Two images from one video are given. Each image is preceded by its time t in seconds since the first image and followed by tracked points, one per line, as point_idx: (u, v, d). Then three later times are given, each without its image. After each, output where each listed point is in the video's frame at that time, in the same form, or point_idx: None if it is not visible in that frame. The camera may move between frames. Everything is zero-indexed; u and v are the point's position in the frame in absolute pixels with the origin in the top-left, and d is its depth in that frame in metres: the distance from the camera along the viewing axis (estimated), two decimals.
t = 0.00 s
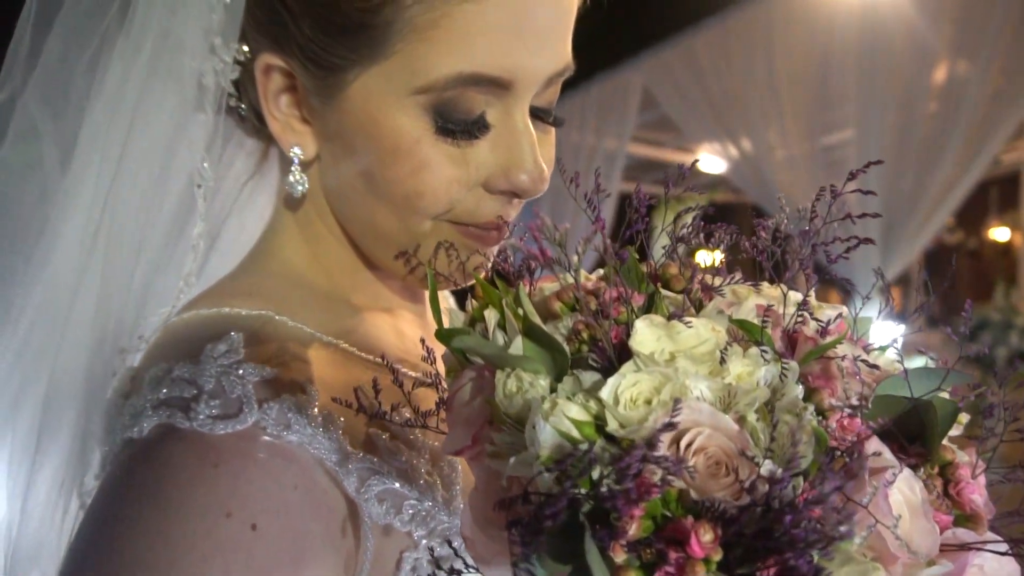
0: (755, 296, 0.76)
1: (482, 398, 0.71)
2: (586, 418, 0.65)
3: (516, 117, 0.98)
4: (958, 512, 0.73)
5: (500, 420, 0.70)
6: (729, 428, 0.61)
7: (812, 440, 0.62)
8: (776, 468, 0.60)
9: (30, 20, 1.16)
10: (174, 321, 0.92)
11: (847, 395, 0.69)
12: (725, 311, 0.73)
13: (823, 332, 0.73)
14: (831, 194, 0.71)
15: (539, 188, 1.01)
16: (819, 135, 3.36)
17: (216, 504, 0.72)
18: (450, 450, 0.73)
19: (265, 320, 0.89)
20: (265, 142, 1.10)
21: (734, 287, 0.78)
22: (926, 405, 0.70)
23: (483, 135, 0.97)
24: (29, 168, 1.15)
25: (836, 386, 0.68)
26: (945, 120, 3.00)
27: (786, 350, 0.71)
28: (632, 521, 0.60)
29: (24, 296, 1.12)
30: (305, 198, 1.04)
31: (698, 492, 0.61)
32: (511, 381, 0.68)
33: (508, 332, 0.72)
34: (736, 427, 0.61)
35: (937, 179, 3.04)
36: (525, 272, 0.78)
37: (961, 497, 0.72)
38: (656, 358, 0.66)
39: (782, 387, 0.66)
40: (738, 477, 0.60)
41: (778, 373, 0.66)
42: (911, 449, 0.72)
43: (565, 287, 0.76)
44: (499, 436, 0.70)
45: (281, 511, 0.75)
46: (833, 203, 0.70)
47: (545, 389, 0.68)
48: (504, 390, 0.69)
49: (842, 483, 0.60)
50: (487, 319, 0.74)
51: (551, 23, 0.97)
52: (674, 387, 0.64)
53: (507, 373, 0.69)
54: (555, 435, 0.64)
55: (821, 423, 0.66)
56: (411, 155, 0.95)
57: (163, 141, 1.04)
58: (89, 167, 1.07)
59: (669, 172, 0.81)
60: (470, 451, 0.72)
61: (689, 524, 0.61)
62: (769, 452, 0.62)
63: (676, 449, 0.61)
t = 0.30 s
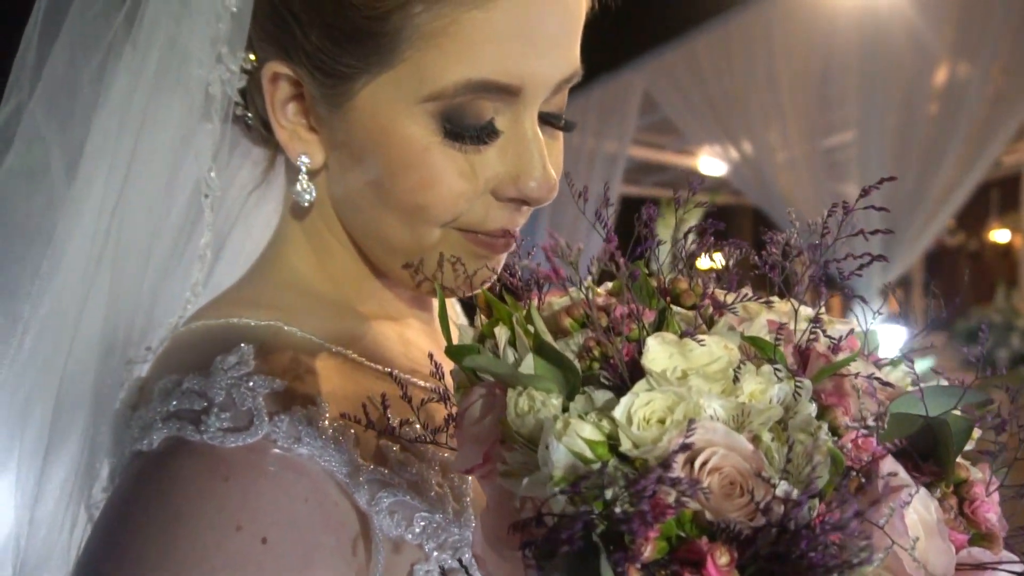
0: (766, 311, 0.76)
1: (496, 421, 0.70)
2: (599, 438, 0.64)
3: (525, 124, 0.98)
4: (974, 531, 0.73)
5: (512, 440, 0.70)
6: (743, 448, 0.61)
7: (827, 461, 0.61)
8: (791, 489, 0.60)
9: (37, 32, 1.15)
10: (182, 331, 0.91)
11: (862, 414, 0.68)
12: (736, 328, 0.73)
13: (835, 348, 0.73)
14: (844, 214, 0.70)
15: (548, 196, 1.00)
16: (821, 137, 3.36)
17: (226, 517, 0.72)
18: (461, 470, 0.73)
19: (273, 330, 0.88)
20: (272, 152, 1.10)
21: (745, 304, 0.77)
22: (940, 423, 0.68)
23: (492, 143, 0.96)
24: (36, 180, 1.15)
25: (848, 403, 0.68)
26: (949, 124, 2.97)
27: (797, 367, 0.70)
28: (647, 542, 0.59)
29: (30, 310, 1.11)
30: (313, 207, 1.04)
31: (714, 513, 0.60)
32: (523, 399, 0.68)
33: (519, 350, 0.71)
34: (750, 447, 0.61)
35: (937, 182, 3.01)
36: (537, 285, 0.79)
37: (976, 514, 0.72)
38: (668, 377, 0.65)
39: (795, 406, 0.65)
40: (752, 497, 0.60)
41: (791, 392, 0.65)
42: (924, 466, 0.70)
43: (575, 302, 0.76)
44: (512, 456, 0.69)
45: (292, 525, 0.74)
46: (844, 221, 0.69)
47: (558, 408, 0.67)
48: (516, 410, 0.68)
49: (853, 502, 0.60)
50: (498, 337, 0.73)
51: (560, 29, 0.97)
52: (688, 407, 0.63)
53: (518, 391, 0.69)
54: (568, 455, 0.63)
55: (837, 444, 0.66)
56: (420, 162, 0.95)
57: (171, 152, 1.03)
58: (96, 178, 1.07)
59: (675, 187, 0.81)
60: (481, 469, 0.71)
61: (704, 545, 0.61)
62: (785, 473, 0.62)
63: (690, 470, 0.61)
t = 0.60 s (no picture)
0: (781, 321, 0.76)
1: (513, 431, 0.70)
2: (618, 451, 0.65)
3: (532, 125, 0.98)
4: (992, 545, 0.73)
5: (529, 453, 0.69)
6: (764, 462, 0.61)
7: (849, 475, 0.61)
8: (812, 505, 0.60)
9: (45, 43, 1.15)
10: (191, 337, 0.91)
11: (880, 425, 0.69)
12: (751, 339, 0.73)
13: (850, 359, 0.72)
14: (861, 225, 0.71)
15: (556, 198, 1.01)
16: (819, 138, 3.33)
17: (237, 526, 0.72)
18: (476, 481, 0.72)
19: (284, 338, 0.88)
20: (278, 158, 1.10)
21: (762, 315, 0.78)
22: (961, 437, 0.68)
23: (500, 145, 0.97)
24: (43, 191, 1.14)
25: (864, 414, 0.68)
26: (949, 125, 2.93)
27: (814, 380, 0.70)
28: (670, 556, 0.60)
29: (40, 318, 1.11)
30: (320, 213, 1.04)
31: (734, 529, 0.60)
32: (541, 412, 0.68)
33: (535, 360, 0.72)
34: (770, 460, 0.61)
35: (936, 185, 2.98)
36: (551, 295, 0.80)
37: (995, 528, 0.72)
38: (687, 390, 0.66)
39: (814, 419, 0.65)
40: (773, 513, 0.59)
41: (809, 404, 0.66)
42: (943, 479, 0.70)
43: (592, 313, 0.77)
44: (528, 470, 0.68)
45: (303, 533, 0.74)
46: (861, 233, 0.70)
47: (576, 420, 0.68)
48: (533, 422, 0.68)
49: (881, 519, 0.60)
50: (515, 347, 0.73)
51: (566, 32, 0.97)
52: (707, 420, 0.63)
53: (536, 404, 0.69)
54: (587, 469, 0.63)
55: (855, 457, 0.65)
56: (427, 164, 0.94)
57: (179, 160, 1.03)
58: (104, 187, 1.07)
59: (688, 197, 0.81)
60: (497, 481, 0.71)
61: (725, 560, 0.60)
62: (807, 488, 0.62)
63: (710, 485, 0.60)
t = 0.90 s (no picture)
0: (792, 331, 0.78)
1: (527, 444, 0.71)
2: (633, 466, 0.65)
3: (541, 125, 0.98)
4: (1005, 556, 0.74)
5: (544, 467, 0.69)
6: (780, 476, 0.61)
7: (864, 489, 0.62)
8: (828, 519, 0.61)
9: (58, 50, 1.16)
10: (203, 342, 0.92)
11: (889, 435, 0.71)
12: (763, 350, 0.74)
13: (861, 371, 0.74)
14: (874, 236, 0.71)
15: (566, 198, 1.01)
16: (818, 141, 3.32)
17: (254, 531, 0.72)
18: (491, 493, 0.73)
19: (296, 342, 0.89)
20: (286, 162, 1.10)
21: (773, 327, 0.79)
22: (974, 450, 0.69)
23: (509, 146, 0.97)
24: (57, 196, 1.15)
25: (878, 427, 0.69)
26: (948, 128, 2.94)
27: (827, 392, 0.71)
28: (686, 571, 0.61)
29: (55, 321, 1.11)
30: (331, 216, 1.04)
31: (750, 543, 0.61)
32: (556, 427, 0.68)
33: (548, 373, 0.72)
34: (786, 475, 0.61)
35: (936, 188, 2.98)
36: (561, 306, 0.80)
37: (1009, 540, 0.72)
38: (700, 403, 0.66)
39: (827, 431, 0.66)
40: (789, 528, 0.60)
41: (820, 416, 0.66)
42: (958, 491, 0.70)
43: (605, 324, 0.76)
44: (543, 483, 0.69)
45: (318, 537, 0.75)
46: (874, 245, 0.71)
47: (590, 435, 0.68)
48: (547, 437, 0.68)
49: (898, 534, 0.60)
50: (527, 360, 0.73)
51: (574, 32, 0.97)
52: (722, 435, 0.64)
53: (550, 420, 0.69)
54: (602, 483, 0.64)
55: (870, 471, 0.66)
56: (437, 165, 0.95)
57: (193, 166, 1.04)
58: (117, 194, 1.07)
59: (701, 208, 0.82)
60: (512, 493, 0.72)
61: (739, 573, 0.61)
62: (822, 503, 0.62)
63: (727, 500, 0.61)
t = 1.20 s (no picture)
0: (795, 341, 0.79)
1: (533, 458, 0.72)
2: (640, 479, 0.66)
3: (548, 122, 0.99)
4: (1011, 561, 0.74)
5: (552, 481, 0.70)
6: (785, 486, 0.62)
7: (868, 498, 0.63)
8: (833, 529, 0.62)
9: (73, 57, 1.17)
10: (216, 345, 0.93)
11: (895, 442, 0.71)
12: (767, 359, 0.75)
13: (864, 380, 0.74)
14: (871, 245, 0.71)
15: (574, 195, 1.02)
16: (819, 143, 3.31)
17: (271, 533, 0.74)
18: (502, 507, 0.74)
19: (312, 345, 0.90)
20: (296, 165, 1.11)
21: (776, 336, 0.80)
22: (975, 457, 0.70)
23: (519, 144, 0.98)
24: (72, 200, 1.16)
25: (881, 434, 0.70)
26: (948, 130, 2.86)
27: (831, 402, 0.71)
28: None
29: (70, 327, 1.12)
30: (341, 218, 1.05)
31: (758, 553, 0.61)
32: (564, 441, 0.69)
33: (555, 389, 0.73)
34: (790, 484, 0.62)
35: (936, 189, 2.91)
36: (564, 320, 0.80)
37: (1012, 545, 0.73)
38: (704, 415, 0.67)
39: (830, 441, 0.67)
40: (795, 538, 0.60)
41: (824, 426, 0.67)
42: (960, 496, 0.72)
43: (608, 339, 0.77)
44: (552, 498, 0.69)
45: (333, 540, 0.76)
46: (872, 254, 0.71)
47: (597, 448, 0.69)
48: (555, 451, 0.69)
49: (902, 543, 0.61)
50: (534, 376, 0.74)
51: (578, 30, 0.98)
52: (727, 447, 0.64)
53: (558, 434, 0.70)
54: (610, 496, 0.65)
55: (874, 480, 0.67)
56: (447, 163, 0.96)
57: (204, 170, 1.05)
58: (131, 200, 1.08)
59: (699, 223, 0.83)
60: (523, 506, 0.73)
61: None
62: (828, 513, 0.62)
63: (733, 512, 0.62)
